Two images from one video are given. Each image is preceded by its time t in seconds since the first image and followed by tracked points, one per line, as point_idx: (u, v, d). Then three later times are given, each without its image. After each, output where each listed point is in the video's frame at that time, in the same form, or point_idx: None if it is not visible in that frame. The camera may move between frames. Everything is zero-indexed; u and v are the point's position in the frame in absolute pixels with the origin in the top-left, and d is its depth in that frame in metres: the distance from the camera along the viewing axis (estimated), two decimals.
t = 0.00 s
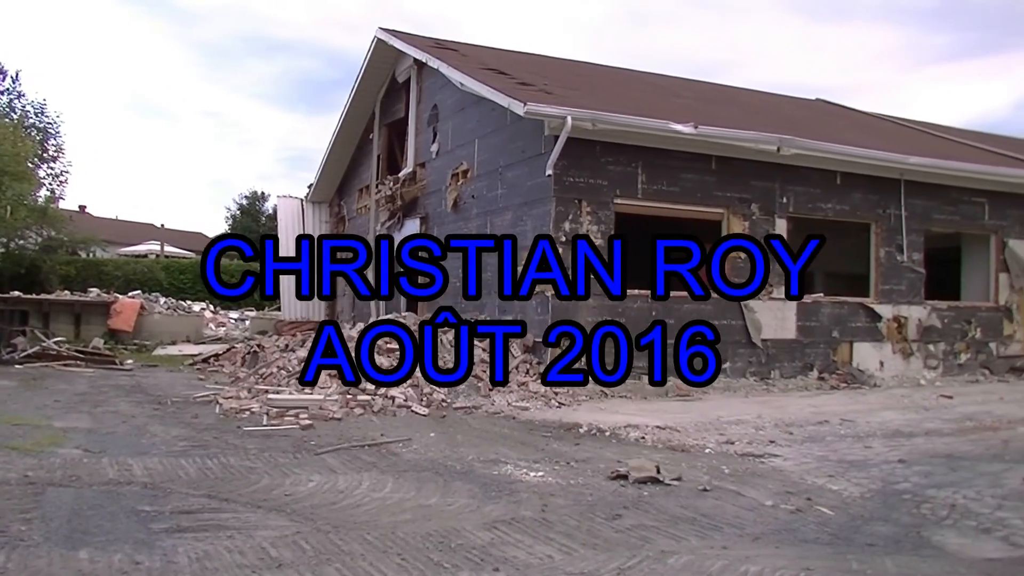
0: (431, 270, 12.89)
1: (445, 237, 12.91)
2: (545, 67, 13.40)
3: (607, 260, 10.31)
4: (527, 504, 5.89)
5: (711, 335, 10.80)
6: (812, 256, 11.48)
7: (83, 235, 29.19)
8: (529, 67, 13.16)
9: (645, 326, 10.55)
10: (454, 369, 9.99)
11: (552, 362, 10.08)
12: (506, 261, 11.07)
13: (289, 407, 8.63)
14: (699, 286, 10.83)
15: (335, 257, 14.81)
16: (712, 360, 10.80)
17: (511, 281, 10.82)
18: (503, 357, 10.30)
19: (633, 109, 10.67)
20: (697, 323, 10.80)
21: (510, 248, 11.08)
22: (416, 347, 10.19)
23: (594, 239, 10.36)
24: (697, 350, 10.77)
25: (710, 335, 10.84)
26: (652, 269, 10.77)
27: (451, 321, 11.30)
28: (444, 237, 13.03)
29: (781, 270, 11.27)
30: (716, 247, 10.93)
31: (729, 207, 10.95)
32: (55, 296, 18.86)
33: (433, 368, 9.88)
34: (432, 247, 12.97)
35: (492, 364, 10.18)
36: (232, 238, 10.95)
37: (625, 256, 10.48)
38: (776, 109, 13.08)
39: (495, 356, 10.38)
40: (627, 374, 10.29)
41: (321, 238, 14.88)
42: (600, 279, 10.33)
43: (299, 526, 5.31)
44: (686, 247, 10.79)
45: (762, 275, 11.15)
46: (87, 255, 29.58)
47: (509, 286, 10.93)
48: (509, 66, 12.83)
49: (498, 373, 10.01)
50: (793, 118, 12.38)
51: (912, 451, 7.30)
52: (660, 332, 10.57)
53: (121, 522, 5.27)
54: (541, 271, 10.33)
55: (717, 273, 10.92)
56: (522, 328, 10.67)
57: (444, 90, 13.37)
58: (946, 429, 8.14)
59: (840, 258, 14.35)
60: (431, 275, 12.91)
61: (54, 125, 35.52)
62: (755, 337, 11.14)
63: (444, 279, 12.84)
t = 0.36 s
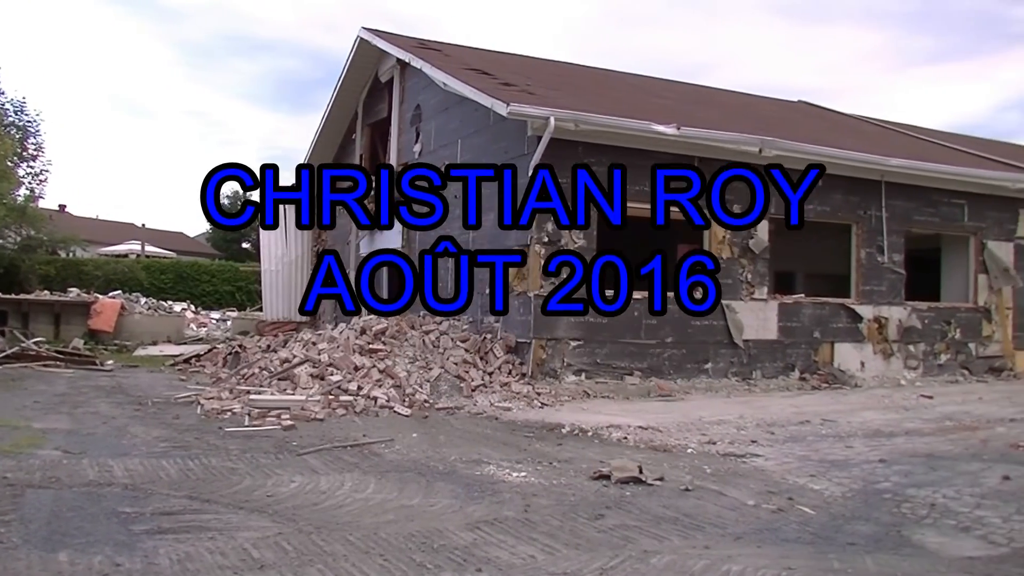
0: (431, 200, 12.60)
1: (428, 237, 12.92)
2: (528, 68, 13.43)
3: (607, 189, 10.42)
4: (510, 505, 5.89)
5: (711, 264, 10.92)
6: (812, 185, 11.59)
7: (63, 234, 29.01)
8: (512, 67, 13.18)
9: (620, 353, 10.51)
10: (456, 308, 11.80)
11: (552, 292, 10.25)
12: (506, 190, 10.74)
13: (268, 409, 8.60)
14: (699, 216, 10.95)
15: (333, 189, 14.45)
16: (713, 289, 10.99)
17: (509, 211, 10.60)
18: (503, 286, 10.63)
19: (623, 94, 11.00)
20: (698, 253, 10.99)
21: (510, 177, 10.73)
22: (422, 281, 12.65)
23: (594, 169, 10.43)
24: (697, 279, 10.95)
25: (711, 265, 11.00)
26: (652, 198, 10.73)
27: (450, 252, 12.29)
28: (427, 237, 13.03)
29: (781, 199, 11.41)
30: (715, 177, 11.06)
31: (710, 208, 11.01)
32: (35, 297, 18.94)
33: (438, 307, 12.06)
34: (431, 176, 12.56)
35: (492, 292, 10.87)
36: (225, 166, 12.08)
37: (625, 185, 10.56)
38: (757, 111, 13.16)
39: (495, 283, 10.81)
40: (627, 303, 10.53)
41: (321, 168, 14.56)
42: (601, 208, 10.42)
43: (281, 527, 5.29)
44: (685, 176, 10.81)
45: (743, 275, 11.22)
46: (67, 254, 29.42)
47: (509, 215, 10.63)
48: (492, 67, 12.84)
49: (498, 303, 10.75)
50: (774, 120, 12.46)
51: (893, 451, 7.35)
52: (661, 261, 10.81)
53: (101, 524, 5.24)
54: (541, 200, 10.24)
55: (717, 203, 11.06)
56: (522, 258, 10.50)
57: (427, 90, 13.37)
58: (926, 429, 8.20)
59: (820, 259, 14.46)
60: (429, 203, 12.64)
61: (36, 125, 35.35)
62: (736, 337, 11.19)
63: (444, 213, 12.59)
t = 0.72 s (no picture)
0: (431, 128, 12.22)
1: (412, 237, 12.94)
2: (512, 68, 13.46)
3: (607, 120, 10.40)
4: (493, 505, 5.89)
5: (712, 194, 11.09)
6: (814, 115, 11.54)
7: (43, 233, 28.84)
8: (496, 67, 13.20)
9: (604, 354, 10.56)
10: (456, 240, 11.65)
11: (553, 221, 10.34)
12: (505, 122, 10.19)
13: (251, 409, 8.58)
14: (699, 146, 10.89)
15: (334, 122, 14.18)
16: (712, 219, 11.14)
17: (508, 138, 10.23)
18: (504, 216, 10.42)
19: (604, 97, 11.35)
20: (697, 182, 11.10)
21: (510, 107, 10.17)
22: (422, 212, 12.45)
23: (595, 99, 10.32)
24: (697, 210, 11.09)
25: (710, 194, 11.13)
26: (652, 126, 10.70)
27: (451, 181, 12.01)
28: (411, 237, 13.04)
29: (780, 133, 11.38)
30: (715, 108, 11.14)
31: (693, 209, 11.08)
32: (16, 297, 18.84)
33: (440, 237, 11.97)
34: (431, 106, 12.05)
35: (491, 222, 10.60)
36: (224, 95, 12.04)
37: (625, 115, 10.49)
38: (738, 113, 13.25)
39: (495, 212, 10.54)
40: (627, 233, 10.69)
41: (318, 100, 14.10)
42: (601, 138, 10.48)
43: (260, 527, 5.28)
44: (685, 106, 10.78)
45: (725, 275, 11.28)
46: (48, 253, 29.22)
47: (508, 145, 10.29)
48: (476, 67, 12.86)
49: (498, 233, 10.47)
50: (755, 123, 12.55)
51: (875, 451, 7.40)
52: (660, 190, 10.90)
53: (82, 524, 5.21)
54: (541, 130, 10.17)
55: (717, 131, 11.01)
56: (522, 187, 10.28)
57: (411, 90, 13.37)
58: (907, 429, 8.26)
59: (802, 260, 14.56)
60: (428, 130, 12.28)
61: (18, 123, 35.11)
62: (719, 338, 11.22)
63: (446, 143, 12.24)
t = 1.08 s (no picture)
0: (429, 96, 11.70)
1: (394, 237, 12.92)
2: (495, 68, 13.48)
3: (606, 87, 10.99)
4: (474, 505, 5.89)
5: (713, 161, 11.02)
6: (814, 81, 11.60)
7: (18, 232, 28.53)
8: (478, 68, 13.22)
9: (585, 354, 10.58)
10: (457, 207, 11.27)
11: (553, 187, 10.44)
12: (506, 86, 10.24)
13: (231, 410, 8.54)
14: (695, 111, 11.62)
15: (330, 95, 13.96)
16: (712, 185, 11.22)
17: (510, 106, 10.10)
18: (505, 181, 10.32)
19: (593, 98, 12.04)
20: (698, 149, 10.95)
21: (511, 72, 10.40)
22: (422, 178, 12.00)
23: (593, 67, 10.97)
24: (697, 176, 11.10)
25: (711, 160, 11.03)
26: (653, 93, 11.31)
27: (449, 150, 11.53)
28: (392, 236, 13.02)
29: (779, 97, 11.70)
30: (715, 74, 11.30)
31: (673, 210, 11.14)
32: None
33: (446, 204, 11.51)
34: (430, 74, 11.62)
35: (491, 189, 10.43)
36: (223, 62, 11.96)
37: (626, 83, 11.19)
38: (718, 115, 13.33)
39: (494, 180, 10.37)
40: (627, 199, 10.79)
41: (318, 68, 13.75)
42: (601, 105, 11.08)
43: (239, 529, 5.25)
44: (686, 73, 11.12)
45: (706, 276, 11.33)
46: (23, 253, 28.92)
47: (508, 113, 10.05)
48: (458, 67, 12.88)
49: (498, 200, 10.33)
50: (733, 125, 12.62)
51: (854, 450, 7.45)
52: (661, 157, 10.87)
53: (60, 526, 5.16)
54: (541, 97, 10.26)
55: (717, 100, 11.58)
56: (523, 155, 10.29)
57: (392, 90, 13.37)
58: (886, 429, 8.32)
59: (782, 261, 14.65)
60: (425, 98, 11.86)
61: None
62: (700, 338, 11.26)
63: (448, 109, 11.68)
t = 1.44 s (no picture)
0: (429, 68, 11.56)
1: (377, 237, 12.90)
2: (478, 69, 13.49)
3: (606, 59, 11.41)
4: (456, 506, 5.89)
5: (713, 136, 10.99)
6: (813, 55, 11.65)
7: None
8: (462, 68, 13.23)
9: (566, 354, 10.61)
10: (458, 180, 10.81)
11: (553, 160, 10.54)
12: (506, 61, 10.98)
13: (212, 411, 8.50)
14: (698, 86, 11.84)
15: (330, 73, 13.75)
16: (713, 157, 11.16)
17: (510, 80, 11.45)
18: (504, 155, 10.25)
19: (588, 75, 11.96)
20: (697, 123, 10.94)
21: (510, 46, 10.81)
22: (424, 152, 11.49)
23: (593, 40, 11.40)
24: (697, 150, 11.06)
25: (711, 134, 10.97)
26: (652, 65, 11.45)
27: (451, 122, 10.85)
28: (375, 237, 13.00)
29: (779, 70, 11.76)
30: (715, 46, 11.37)
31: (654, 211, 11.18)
32: None
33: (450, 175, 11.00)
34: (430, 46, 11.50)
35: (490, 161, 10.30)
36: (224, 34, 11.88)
37: (625, 55, 11.32)
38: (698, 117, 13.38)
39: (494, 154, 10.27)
40: (627, 171, 10.92)
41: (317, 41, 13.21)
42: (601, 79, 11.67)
43: (219, 530, 5.23)
44: (686, 46, 11.20)
45: (687, 277, 11.37)
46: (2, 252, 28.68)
47: (507, 87, 11.35)
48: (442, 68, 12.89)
49: (497, 172, 10.25)
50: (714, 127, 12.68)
51: (834, 450, 7.50)
52: (660, 130, 10.96)
53: (39, 528, 5.12)
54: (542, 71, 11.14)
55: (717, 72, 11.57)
56: (522, 127, 10.13)
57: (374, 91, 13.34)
58: (866, 429, 8.39)
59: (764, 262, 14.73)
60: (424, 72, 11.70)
61: None
62: (682, 339, 11.30)
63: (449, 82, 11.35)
